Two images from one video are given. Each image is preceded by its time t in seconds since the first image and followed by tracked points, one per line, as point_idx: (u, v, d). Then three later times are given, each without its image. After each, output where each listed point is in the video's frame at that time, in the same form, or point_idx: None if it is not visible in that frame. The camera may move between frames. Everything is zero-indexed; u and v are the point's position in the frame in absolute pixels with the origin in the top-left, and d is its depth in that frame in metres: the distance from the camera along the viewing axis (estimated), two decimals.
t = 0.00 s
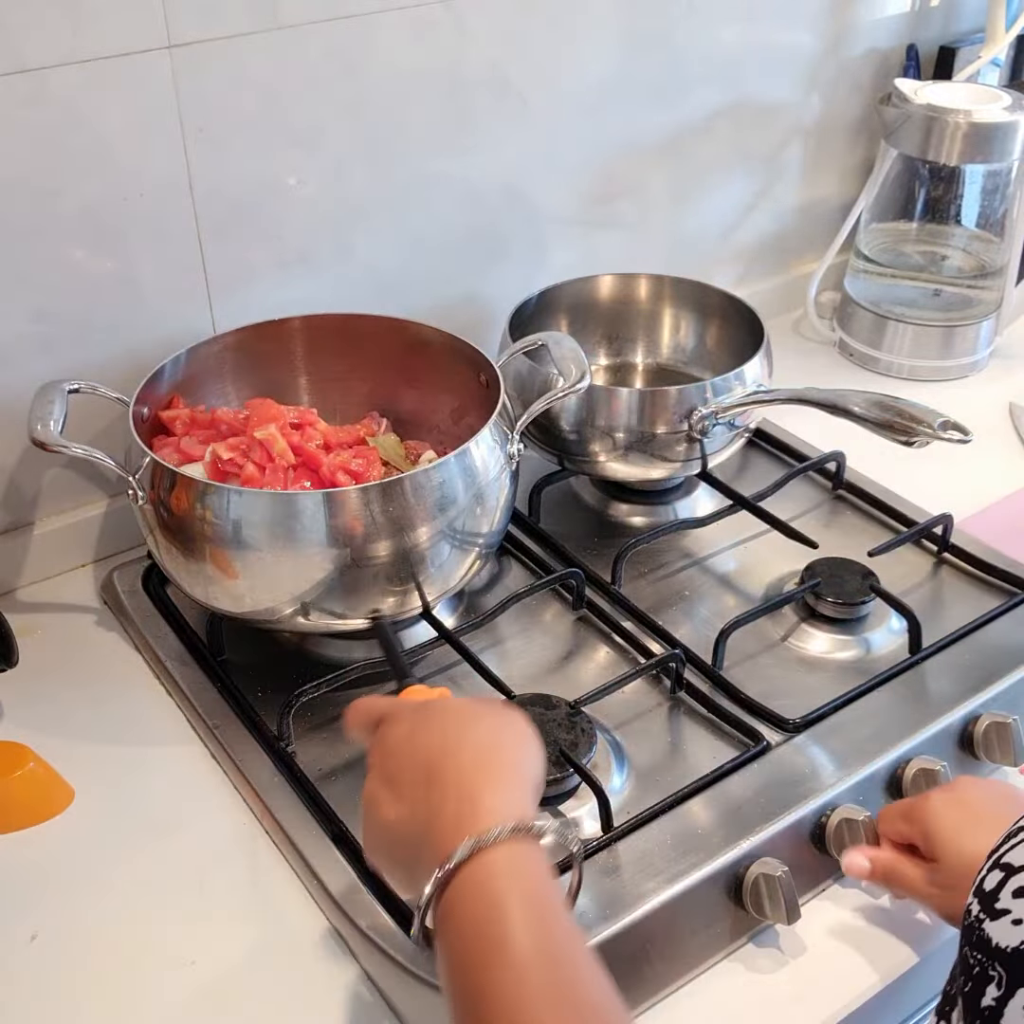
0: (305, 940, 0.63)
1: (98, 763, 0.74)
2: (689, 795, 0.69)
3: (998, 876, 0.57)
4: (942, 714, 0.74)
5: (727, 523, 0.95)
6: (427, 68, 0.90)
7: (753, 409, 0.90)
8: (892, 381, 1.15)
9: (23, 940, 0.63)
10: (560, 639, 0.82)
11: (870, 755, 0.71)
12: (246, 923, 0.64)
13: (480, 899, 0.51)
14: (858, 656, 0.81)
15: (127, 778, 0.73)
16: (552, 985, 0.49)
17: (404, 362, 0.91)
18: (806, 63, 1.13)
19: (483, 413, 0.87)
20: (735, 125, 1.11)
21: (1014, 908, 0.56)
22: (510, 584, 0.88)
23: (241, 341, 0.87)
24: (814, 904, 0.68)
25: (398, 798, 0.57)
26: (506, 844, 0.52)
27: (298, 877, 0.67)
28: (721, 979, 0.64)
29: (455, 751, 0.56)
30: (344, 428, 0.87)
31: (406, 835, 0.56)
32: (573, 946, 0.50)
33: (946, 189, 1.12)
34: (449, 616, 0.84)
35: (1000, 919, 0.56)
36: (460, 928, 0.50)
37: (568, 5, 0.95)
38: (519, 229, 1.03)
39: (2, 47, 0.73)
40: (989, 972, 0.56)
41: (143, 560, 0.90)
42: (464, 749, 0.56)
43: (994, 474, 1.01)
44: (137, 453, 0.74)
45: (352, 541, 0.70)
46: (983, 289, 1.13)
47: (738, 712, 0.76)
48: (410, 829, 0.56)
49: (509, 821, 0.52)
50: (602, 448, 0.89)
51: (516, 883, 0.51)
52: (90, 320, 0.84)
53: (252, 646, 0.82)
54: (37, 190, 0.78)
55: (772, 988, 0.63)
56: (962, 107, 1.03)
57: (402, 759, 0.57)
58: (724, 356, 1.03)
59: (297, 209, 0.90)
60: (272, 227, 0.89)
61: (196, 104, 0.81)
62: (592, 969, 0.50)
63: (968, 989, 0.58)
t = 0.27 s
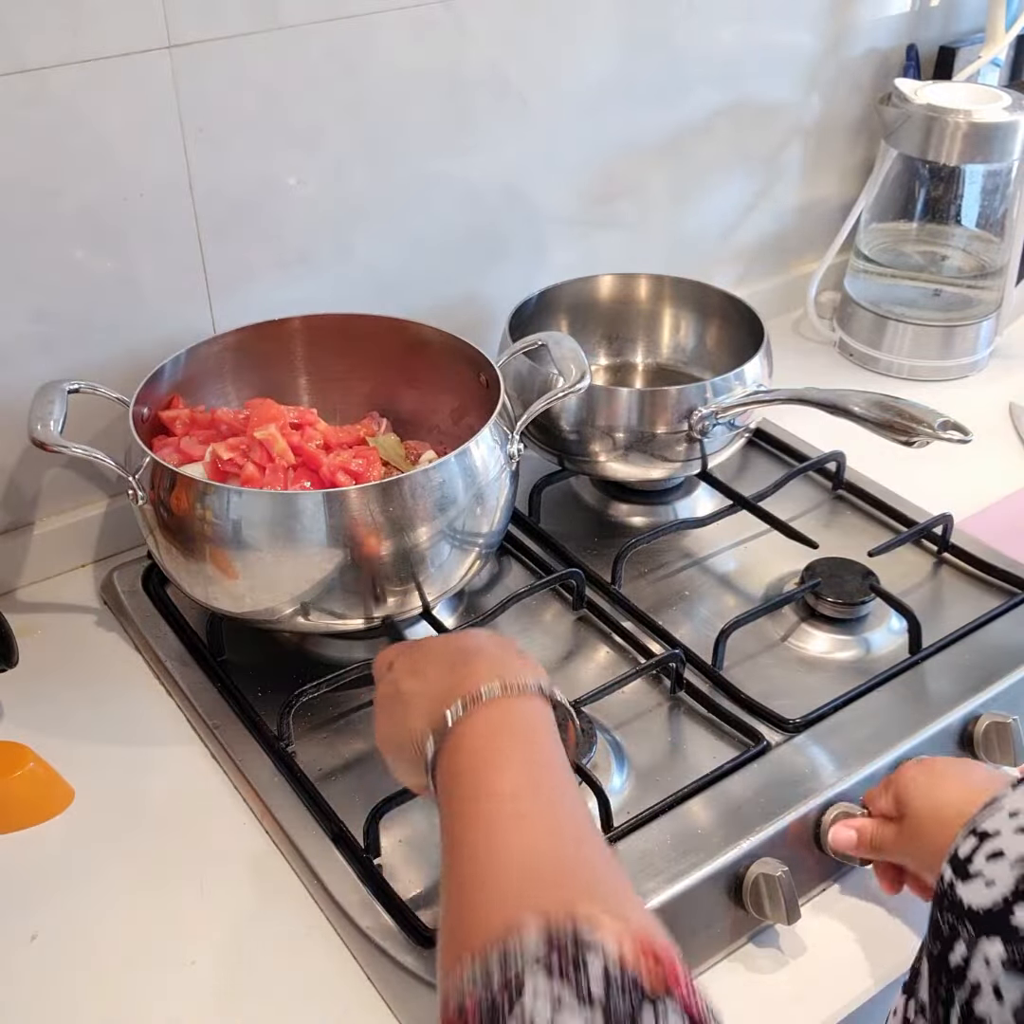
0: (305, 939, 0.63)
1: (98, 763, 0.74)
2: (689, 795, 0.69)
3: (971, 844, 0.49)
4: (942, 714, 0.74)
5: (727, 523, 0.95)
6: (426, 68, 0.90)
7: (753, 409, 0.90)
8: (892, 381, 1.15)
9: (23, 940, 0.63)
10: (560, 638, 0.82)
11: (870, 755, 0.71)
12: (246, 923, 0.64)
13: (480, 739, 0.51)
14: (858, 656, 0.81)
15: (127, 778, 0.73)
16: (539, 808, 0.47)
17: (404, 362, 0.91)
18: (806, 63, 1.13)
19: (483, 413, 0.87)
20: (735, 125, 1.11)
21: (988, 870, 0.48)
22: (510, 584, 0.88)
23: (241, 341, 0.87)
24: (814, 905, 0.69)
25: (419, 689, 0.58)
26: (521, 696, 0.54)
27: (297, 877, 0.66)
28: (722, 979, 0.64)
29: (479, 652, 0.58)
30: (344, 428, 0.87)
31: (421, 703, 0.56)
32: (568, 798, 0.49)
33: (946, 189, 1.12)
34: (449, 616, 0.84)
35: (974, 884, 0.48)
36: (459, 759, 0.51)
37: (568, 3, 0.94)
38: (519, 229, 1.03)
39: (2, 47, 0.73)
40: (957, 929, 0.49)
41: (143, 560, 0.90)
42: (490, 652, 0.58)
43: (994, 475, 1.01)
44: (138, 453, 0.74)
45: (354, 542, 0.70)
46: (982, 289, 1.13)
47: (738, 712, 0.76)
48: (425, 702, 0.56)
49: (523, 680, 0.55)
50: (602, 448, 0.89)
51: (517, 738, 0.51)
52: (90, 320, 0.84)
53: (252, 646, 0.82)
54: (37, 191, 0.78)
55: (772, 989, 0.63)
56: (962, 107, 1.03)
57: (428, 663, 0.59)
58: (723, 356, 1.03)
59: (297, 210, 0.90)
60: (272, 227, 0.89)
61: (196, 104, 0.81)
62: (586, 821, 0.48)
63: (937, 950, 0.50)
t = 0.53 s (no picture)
0: (305, 938, 0.63)
1: (98, 763, 0.74)
2: (690, 796, 0.69)
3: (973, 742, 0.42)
4: (943, 714, 0.74)
5: (727, 523, 0.95)
6: (426, 67, 0.90)
7: (753, 409, 0.90)
8: (892, 381, 1.15)
9: (22, 940, 0.63)
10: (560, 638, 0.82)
11: (870, 755, 0.71)
12: (246, 922, 0.64)
13: (482, 653, 0.66)
14: (859, 656, 0.81)
15: (127, 778, 0.73)
16: (529, 691, 0.61)
17: (404, 362, 0.91)
18: (806, 63, 1.13)
19: (483, 413, 0.87)
20: (735, 126, 1.11)
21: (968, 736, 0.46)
22: (510, 583, 0.88)
23: (241, 342, 0.87)
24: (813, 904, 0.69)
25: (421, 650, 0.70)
26: (502, 622, 0.68)
27: (297, 877, 0.66)
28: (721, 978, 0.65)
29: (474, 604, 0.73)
30: (344, 428, 0.87)
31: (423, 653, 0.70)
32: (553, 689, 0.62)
33: (946, 190, 1.12)
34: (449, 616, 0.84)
35: (968, 770, 0.41)
36: (462, 669, 0.65)
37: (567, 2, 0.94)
38: (518, 229, 1.03)
39: (2, 47, 0.73)
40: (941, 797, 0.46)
41: (143, 560, 0.90)
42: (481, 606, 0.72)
43: (994, 475, 1.01)
44: (138, 452, 0.74)
45: (354, 541, 0.70)
46: (982, 289, 1.13)
47: (738, 712, 0.76)
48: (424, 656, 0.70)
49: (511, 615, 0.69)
50: (602, 448, 0.89)
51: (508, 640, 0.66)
52: (90, 320, 0.84)
53: (252, 645, 0.82)
54: (37, 191, 0.78)
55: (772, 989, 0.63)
56: (962, 107, 1.03)
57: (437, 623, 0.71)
58: (723, 356, 1.03)
59: (297, 210, 0.90)
60: (271, 227, 0.89)
61: (196, 104, 0.81)
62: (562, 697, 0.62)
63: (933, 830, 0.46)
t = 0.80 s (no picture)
0: (306, 938, 0.63)
1: (98, 763, 0.74)
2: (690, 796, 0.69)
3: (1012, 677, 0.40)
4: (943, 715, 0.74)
5: (728, 523, 0.95)
6: (426, 67, 0.90)
7: (753, 409, 0.90)
8: (892, 381, 1.15)
9: (23, 940, 0.63)
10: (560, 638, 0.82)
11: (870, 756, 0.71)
12: (246, 922, 0.64)
13: (484, 635, 0.68)
14: (859, 656, 0.81)
15: (127, 778, 0.73)
16: (531, 662, 0.65)
17: (404, 362, 0.91)
18: (806, 62, 1.12)
19: (483, 413, 0.87)
20: (735, 125, 1.11)
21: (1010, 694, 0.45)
22: (510, 583, 0.88)
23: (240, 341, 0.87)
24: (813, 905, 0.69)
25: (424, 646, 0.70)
26: (500, 610, 0.70)
27: (297, 876, 0.66)
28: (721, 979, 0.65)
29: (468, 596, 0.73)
30: (344, 428, 0.87)
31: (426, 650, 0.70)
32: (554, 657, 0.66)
33: (946, 189, 1.12)
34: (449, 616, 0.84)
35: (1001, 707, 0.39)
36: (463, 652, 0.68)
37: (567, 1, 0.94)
38: (518, 229, 1.03)
39: (2, 47, 0.73)
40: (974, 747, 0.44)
41: (143, 560, 0.90)
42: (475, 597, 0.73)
43: (994, 475, 1.01)
44: (138, 452, 0.74)
45: (354, 541, 0.70)
46: (982, 289, 1.13)
47: (738, 713, 0.76)
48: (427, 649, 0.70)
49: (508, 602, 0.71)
50: (601, 448, 0.89)
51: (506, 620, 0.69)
52: (91, 320, 0.84)
53: (252, 645, 0.82)
54: (36, 191, 0.78)
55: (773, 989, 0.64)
56: (962, 107, 1.03)
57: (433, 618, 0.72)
58: (723, 356, 1.03)
59: (298, 210, 0.90)
60: (271, 226, 0.89)
61: (196, 104, 0.81)
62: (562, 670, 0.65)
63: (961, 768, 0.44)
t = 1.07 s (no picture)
0: (306, 938, 0.63)
1: (98, 763, 0.74)
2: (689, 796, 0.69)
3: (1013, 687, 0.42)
4: (942, 715, 0.74)
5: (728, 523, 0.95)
6: (426, 67, 0.90)
7: (753, 409, 0.90)
8: (892, 381, 1.15)
9: (23, 940, 0.63)
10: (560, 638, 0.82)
11: (870, 755, 0.71)
12: (246, 919, 0.64)
13: (485, 634, 0.68)
14: (859, 656, 0.81)
15: (126, 778, 0.73)
16: (530, 662, 0.65)
17: (404, 362, 0.91)
18: (806, 62, 1.12)
19: (483, 413, 0.87)
20: (735, 125, 1.11)
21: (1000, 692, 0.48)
22: (510, 583, 0.88)
23: (240, 342, 0.87)
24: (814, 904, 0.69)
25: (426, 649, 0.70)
26: (500, 609, 0.70)
27: (298, 876, 0.66)
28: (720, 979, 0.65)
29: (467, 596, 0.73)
30: (344, 428, 0.87)
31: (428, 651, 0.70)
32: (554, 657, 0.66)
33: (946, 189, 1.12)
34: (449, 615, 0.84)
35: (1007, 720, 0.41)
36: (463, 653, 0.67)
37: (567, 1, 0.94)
38: (518, 229, 1.03)
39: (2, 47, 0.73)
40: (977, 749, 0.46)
41: (143, 560, 0.90)
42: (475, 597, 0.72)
43: (994, 475, 1.01)
44: (138, 452, 0.74)
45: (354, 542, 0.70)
46: (982, 289, 1.13)
47: (738, 712, 0.76)
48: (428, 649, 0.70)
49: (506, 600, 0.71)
50: (601, 448, 0.89)
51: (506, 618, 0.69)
52: (91, 320, 0.84)
53: (252, 645, 0.82)
54: (36, 191, 0.78)
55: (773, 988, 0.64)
56: (962, 107, 1.03)
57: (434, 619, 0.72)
58: (723, 357, 1.03)
59: (298, 211, 0.90)
60: (271, 227, 0.89)
61: (196, 104, 0.81)
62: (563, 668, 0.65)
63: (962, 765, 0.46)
